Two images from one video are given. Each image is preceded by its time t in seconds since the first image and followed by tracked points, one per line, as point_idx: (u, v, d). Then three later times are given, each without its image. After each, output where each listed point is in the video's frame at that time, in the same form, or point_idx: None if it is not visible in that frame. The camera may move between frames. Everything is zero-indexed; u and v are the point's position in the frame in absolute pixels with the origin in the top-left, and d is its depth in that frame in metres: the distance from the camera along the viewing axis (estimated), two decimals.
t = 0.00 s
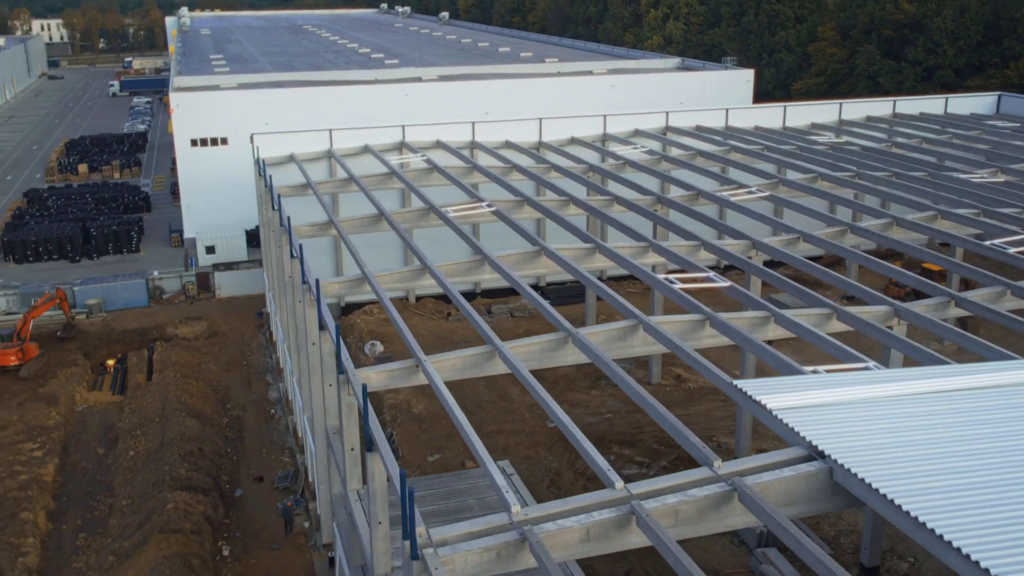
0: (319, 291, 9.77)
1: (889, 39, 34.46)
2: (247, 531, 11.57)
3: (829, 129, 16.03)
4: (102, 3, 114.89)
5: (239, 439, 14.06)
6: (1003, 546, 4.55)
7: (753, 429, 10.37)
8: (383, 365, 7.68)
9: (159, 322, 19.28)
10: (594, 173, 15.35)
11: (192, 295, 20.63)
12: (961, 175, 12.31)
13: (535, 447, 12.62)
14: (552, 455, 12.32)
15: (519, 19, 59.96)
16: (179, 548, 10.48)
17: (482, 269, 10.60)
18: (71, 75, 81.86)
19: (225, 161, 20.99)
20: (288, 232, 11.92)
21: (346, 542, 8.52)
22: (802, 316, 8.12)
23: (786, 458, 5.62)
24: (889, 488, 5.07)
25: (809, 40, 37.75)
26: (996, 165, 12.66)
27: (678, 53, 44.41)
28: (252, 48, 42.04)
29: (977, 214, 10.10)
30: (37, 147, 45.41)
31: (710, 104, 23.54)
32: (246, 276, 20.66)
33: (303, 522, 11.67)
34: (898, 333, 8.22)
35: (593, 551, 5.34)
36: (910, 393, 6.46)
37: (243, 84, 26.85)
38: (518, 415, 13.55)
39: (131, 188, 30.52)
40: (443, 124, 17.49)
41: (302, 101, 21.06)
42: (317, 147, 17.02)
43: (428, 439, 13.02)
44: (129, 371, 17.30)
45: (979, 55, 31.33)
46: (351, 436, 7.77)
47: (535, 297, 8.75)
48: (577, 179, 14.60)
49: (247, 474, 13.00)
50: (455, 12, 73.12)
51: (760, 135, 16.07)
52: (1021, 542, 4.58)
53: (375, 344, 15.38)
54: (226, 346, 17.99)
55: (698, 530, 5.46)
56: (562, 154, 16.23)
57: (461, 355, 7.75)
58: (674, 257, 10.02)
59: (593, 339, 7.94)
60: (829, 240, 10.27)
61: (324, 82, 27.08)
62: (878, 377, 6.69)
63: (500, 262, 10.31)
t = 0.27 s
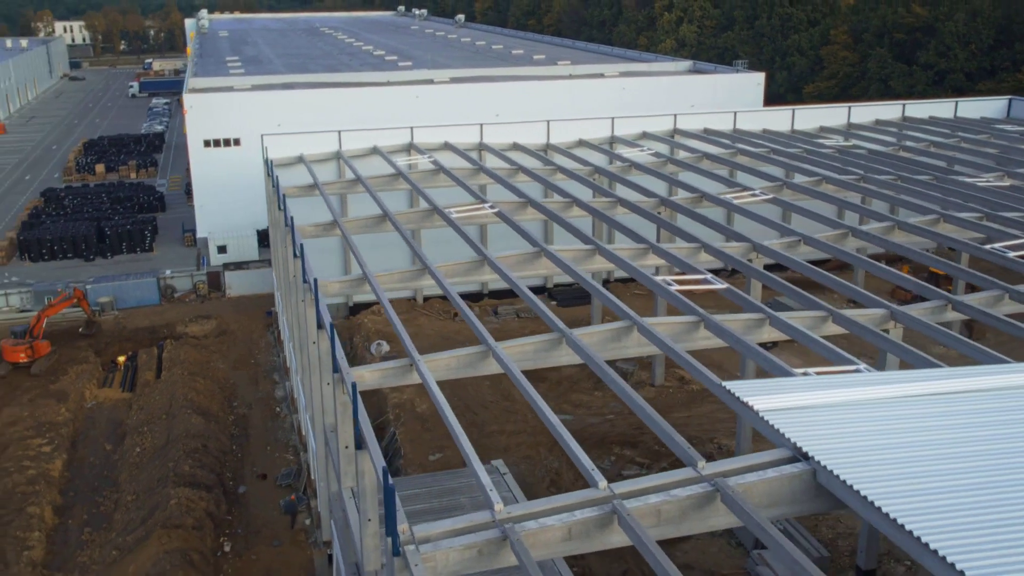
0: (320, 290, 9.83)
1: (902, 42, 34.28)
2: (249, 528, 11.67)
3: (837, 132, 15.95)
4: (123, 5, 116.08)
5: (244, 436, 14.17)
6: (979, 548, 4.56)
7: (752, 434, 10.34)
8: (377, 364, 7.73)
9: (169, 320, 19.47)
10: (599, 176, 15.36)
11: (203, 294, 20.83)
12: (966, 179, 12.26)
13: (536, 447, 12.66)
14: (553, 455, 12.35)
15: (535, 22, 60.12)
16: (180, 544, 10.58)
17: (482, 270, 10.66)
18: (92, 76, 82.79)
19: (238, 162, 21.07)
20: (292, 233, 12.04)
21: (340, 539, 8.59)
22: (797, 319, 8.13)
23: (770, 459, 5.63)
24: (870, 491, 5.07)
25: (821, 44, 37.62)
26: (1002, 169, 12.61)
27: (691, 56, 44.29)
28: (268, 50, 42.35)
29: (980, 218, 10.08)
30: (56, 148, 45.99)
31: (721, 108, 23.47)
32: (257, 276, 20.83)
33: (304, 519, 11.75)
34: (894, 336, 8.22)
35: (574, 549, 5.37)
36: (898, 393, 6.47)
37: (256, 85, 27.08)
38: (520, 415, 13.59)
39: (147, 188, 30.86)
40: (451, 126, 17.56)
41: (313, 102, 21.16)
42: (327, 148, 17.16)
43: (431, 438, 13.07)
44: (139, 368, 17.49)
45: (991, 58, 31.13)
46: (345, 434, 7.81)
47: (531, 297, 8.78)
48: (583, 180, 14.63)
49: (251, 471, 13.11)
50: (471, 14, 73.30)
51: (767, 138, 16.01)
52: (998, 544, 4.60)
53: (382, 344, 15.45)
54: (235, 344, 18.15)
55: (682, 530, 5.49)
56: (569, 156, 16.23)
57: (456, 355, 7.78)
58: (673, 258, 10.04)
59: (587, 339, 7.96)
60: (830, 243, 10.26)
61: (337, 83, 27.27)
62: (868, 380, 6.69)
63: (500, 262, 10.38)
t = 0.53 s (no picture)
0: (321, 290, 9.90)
1: (913, 45, 34.05)
2: (252, 525, 11.77)
3: (845, 135, 15.87)
4: (143, 8, 117.25)
5: (250, 434, 14.29)
6: (959, 548, 4.57)
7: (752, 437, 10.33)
8: (374, 363, 7.79)
9: (180, 319, 19.66)
10: (605, 178, 15.37)
11: (214, 294, 21.00)
12: (972, 182, 12.20)
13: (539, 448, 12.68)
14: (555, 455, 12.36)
15: (549, 25, 60.23)
16: (182, 540, 10.68)
17: (483, 271, 10.71)
18: (111, 79, 83.66)
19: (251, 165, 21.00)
20: (296, 233, 12.15)
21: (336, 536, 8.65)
22: (793, 321, 8.14)
23: (756, 458, 5.65)
24: (854, 491, 5.09)
25: (833, 47, 37.45)
26: (1009, 172, 12.54)
27: (704, 59, 44.17)
28: (283, 53, 42.67)
29: (983, 221, 10.06)
30: (75, 149, 46.54)
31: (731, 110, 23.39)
32: (267, 276, 20.99)
33: (306, 516, 11.83)
34: (891, 339, 8.22)
35: (559, 547, 5.40)
36: (888, 396, 6.50)
37: (269, 87, 27.29)
38: (523, 415, 13.62)
39: (161, 189, 31.18)
40: (459, 128, 17.62)
41: (323, 104, 21.30)
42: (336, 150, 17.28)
43: (434, 437, 13.12)
44: (149, 367, 17.67)
45: (1003, 61, 30.86)
46: (340, 432, 7.87)
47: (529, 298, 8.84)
48: (589, 182, 14.65)
49: (255, 469, 13.21)
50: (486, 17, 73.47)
51: (774, 141, 15.96)
52: (979, 544, 4.61)
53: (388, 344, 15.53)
54: (244, 344, 18.29)
55: (667, 529, 5.51)
56: (576, 158, 16.25)
57: (451, 354, 7.83)
58: (673, 260, 10.05)
59: (582, 340, 8.00)
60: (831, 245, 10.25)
61: (349, 86, 27.44)
62: (860, 382, 6.70)
63: (500, 263, 10.44)
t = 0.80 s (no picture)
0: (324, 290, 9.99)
1: (927, 50, 33.82)
2: (256, 521, 11.87)
3: (855, 139, 15.78)
4: (167, 12, 118.62)
5: (258, 432, 14.41)
6: (939, 546, 4.58)
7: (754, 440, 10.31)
8: (370, 361, 7.86)
9: (193, 318, 19.87)
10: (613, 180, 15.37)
11: (227, 293, 21.21)
12: (979, 185, 12.14)
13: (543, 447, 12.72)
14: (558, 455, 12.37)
15: (566, 29, 60.34)
16: (186, 535, 10.80)
17: (485, 272, 10.77)
18: (135, 81, 84.69)
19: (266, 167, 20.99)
20: (302, 233, 12.28)
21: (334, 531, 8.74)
22: (790, 322, 8.14)
23: (742, 458, 5.67)
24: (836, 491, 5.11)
25: (847, 51, 37.29)
26: (1017, 176, 12.46)
27: (719, 63, 44.06)
28: (300, 56, 43.01)
29: (987, 224, 10.03)
30: (96, 150, 47.19)
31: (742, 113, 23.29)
32: (279, 276, 21.19)
33: (310, 513, 11.92)
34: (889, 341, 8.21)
35: (543, 544, 5.43)
36: (878, 397, 6.52)
37: (285, 90, 27.55)
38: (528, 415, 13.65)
39: (179, 190, 31.54)
40: (469, 130, 17.69)
41: (336, 106, 21.44)
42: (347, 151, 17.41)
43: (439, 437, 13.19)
44: (162, 365, 17.87)
45: (1017, 65, 30.58)
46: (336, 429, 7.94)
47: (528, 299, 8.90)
48: (597, 184, 14.66)
49: (262, 466, 13.33)
50: (504, 21, 73.67)
51: (784, 144, 15.89)
52: (958, 543, 4.62)
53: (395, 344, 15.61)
54: (255, 342, 18.45)
55: (652, 527, 5.54)
56: (586, 161, 16.27)
57: (447, 353, 7.89)
58: (674, 262, 10.07)
59: (578, 340, 8.06)
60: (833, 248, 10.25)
61: (363, 88, 27.63)
62: (851, 384, 6.72)
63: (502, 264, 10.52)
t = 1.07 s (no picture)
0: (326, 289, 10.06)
1: (941, 53, 33.54)
2: (260, 517, 11.96)
3: (866, 142, 15.67)
4: (189, 15, 119.85)
5: (265, 430, 14.52)
6: (922, 548, 4.57)
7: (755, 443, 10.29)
8: (368, 359, 7.91)
9: (205, 317, 20.04)
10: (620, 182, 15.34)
11: (239, 292, 21.39)
12: (988, 188, 12.05)
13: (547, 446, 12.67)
14: (561, 455, 12.37)
15: (583, 32, 60.32)
16: (189, 530, 10.91)
17: (487, 272, 10.80)
18: (156, 83, 85.60)
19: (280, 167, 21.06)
20: (308, 234, 12.37)
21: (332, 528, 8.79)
22: (788, 324, 8.13)
23: (729, 458, 5.69)
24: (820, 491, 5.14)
25: (862, 54, 37.06)
26: None
27: (733, 67, 43.86)
28: (317, 58, 43.28)
29: (992, 227, 9.96)
30: (116, 151, 47.77)
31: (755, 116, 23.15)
32: (291, 276, 21.33)
33: (313, 510, 12.00)
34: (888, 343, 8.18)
35: (529, 541, 5.45)
36: (870, 398, 6.50)
37: (300, 92, 27.74)
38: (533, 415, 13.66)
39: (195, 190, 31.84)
40: (479, 132, 17.72)
41: (349, 108, 21.57)
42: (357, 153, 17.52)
43: (443, 436, 13.23)
44: (173, 362, 18.04)
45: None
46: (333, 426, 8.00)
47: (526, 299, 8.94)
48: (604, 186, 14.66)
49: (267, 463, 13.42)
50: (522, 24, 73.76)
51: (793, 147, 15.81)
52: (941, 543, 4.60)
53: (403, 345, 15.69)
54: (265, 342, 18.59)
55: (639, 526, 5.55)
56: (594, 163, 16.25)
57: (444, 352, 7.93)
58: (676, 263, 10.06)
59: (575, 340, 8.07)
60: (836, 251, 10.22)
61: (377, 90, 27.77)
62: (845, 386, 6.69)
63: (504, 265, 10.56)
